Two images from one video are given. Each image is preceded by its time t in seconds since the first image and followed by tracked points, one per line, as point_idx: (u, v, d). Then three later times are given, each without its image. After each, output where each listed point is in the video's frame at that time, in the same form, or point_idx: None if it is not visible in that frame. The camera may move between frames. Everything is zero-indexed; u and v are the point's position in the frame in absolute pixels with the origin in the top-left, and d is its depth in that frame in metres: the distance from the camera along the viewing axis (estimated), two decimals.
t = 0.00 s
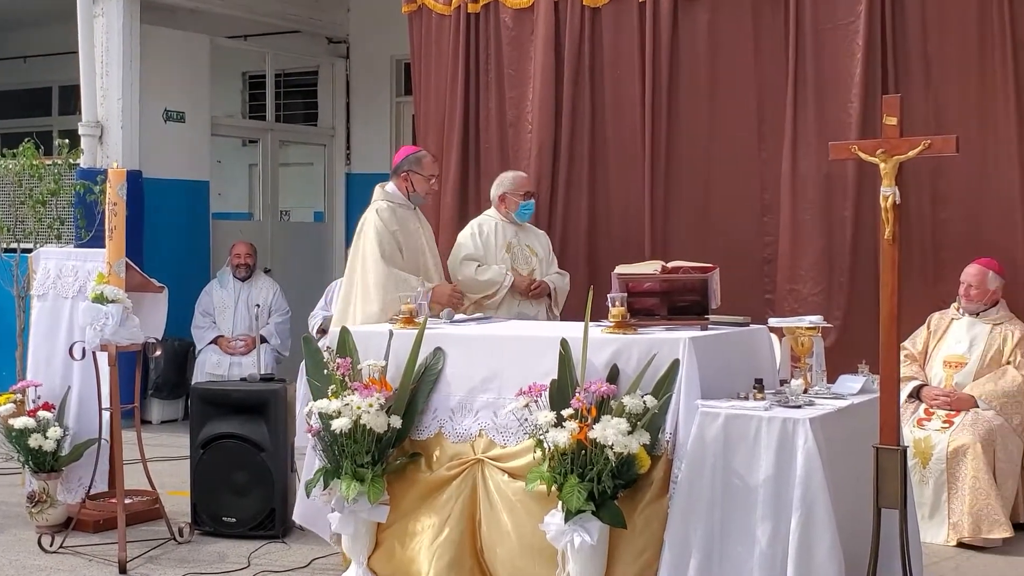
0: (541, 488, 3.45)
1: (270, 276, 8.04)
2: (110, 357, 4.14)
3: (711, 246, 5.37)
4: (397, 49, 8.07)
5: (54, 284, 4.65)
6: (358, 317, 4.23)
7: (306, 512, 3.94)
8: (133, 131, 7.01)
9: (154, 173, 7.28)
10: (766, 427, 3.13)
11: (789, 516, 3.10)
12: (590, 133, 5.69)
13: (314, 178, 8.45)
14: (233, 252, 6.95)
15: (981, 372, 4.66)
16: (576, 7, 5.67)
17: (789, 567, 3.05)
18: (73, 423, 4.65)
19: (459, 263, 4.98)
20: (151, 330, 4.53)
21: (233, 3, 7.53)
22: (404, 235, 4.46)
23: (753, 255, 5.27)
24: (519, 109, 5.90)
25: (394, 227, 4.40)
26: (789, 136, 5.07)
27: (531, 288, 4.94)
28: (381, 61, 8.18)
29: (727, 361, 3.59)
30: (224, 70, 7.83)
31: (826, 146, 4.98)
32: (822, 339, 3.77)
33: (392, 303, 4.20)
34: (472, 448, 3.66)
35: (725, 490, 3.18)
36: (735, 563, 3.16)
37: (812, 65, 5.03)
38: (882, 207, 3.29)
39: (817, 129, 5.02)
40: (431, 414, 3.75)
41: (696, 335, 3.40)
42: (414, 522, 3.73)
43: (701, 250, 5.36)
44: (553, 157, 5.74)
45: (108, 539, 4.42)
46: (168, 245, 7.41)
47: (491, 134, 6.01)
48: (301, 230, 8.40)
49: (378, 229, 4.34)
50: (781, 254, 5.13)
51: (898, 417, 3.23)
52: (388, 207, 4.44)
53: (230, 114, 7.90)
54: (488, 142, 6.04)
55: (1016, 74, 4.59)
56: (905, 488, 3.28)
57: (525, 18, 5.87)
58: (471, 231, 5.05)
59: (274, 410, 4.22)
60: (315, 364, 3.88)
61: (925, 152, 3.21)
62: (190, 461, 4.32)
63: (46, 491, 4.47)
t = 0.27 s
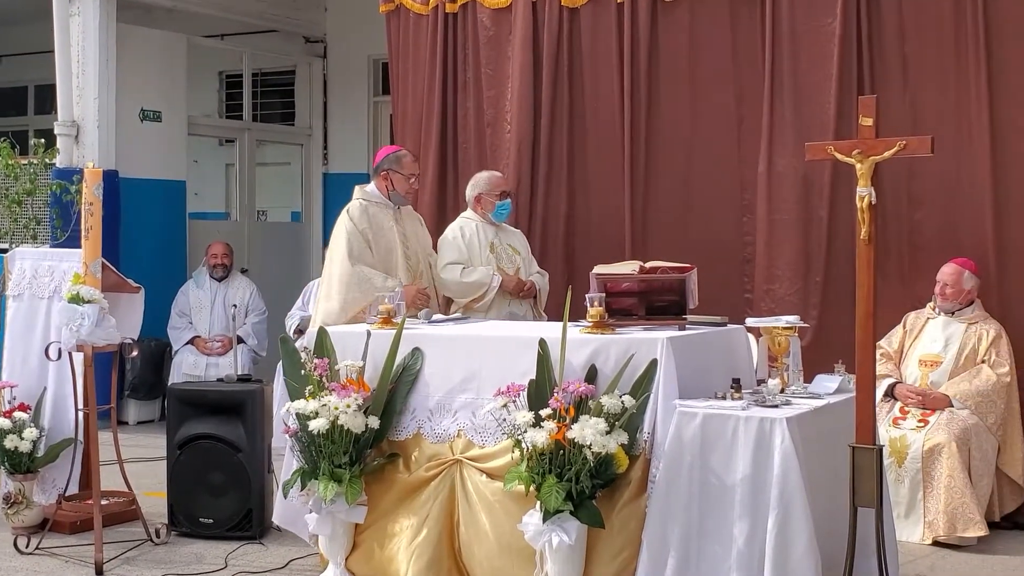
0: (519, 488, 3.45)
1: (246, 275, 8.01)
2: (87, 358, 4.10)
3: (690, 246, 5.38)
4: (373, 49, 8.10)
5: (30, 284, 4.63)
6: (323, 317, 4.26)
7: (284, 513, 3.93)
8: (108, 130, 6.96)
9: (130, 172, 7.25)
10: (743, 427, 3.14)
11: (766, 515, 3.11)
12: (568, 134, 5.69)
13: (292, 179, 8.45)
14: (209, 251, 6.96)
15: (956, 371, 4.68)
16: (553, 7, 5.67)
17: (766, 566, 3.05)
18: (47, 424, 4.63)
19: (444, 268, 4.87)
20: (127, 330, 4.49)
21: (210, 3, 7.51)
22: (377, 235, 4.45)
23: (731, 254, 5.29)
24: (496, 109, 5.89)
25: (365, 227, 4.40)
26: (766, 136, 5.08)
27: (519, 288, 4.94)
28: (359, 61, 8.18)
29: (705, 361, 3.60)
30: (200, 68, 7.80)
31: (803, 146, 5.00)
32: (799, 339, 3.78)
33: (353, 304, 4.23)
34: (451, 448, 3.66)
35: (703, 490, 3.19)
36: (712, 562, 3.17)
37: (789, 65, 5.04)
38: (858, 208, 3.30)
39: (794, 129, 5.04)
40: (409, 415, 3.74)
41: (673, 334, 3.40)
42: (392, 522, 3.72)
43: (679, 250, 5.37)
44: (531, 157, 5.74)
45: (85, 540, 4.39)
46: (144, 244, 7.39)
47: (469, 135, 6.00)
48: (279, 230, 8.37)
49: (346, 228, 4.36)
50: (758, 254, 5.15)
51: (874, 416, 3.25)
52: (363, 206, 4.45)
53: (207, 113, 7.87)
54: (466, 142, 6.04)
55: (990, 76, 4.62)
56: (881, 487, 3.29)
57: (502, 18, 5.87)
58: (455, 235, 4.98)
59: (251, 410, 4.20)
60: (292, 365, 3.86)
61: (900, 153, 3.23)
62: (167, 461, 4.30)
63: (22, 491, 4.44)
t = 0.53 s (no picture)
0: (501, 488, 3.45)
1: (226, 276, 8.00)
2: (67, 358, 4.08)
3: (672, 247, 5.39)
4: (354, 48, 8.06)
5: (10, 283, 4.59)
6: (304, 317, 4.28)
7: (265, 513, 3.92)
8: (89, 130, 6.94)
9: (110, 172, 7.26)
10: (724, 427, 3.14)
11: (747, 515, 3.11)
12: (549, 134, 5.70)
13: (274, 179, 8.39)
14: (189, 251, 6.90)
15: (937, 371, 4.71)
16: (535, 7, 5.68)
17: (747, 566, 3.06)
18: (27, 425, 4.60)
19: (425, 268, 4.68)
20: (107, 330, 4.47)
21: (191, 2, 7.49)
22: (360, 236, 4.45)
23: (713, 255, 5.29)
24: (477, 110, 5.89)
25: (348, 228, 4.41)
26: (747, 137, 5.09)
27: (499, 291, 4.59)
28: (340, 61, 8.15)
29: (686, 360, 3.61)
30: (180, 67, 7.79)
31: (783, 146, 5.02)
32: (779, 339, 3.79)
33: (334, 305, 4.21)
34: (432, 448, 3.65)
35: (685, 490, 3.19)
36: (694, 562, 3.18)
37: (770, 66, 5.06)
38: (838, 208, 3.31)
39: (774, 129, 5.05)
40: (391, 415, 3.74)
41: (655, 335, 3.41)
42: (373, 522, 3.72)
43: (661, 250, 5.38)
44: (512, 157, 5.74)
45: (65, 541, 4.38)
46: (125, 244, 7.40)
47: (450, 135, 6.00)
48: (260, 230, 8.33)
49: (327, 229, 4.38)
50: (739, 255, 5.16)
51: (854, 416, 3.26)
52: (347, 207, 4.47)
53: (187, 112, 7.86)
54: (448, 142, 6.03)
55: (969, 78, 4.66)
56: (861, 487, 3.30)
57: (484, 19, 5.87)
58: (439, 236, 4.74)
59: (232, 411, 4.20)
60: (274, 365, 3.85)
61: (880, 154, 3.24)
62: (148, 462, 4.29)
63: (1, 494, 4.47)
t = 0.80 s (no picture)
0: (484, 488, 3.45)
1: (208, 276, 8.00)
2: (49, 359, 4.06)
3: (656, 247, 5.40)
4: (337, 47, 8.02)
5: None
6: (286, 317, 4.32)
7: (247, 514, 3.90)
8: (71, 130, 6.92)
9: (93, 172, 7.27)
10: (707, 427, 3.15)
11: (730, 515, 3.12)
12: (531, 134, 5.71)
13: (256, 179, 8.38)
14: (171, 251, 6.93)
15: (918, 371, 4.71)
16: (518, 8, 5.68)
17: (730, 565, 3.06)
18: (8, 426, 4.59)
19: (424, 269, 4.61)
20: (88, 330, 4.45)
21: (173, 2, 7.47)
22: (342, 236, 4.45)
23: (697, 255, 5.30)
24: (460, 109, 5.88)
25: (330, 228, 4.42)
26: (729, 138, 5.10)
27: (495, 290, 4.46)
28: (323, 60, 8.11)
29: (669, 360, 3.61)
30: (162, 67, 7.78)
31: (766, 147, 5.03)
32: (762, 338, 3.79)
33: (310, 305, 4.22)
34: (415, 449, 3.65)
35: (668, 490, 3.19)
36: (676, 562, 3.18)
37: (753, 66, 5.07)
38: (820, 209, 3.32)
39: (758, 130, 5.07)
40: (374, 416, 3.73)
41: (638, 334, 3.41)
42: (356, 522, 3.71)
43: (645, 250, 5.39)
44: (494, 157, 5.73)
45: (48, 543, 4.32)
46: (107, 244, 7.44)
47: (434, 135, 5.99)
48: (243, 231, 8.33)
49: (308, 229, 4.41)
50: (722, 255, 5.17)
51: (836, 416, 3.26)
52: (332, 207, 4.48)
53: (168, 112, 7.87)
54: (432, 142, 6.02)
55: (950, 80, 4.69)
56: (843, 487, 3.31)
57: (467, 19, 5.87)
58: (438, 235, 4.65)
59: (215, 411, 4.19)
60: (256, 365, 3.84)
61: (862, 154, 3.25)
62: (130, 463, 4.27)
63: None
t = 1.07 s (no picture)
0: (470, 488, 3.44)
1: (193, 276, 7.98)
2: (32, 359, 4.04)
3: (641, 247, 5.40)
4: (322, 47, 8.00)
5: None
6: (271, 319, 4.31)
7: (231, 514, 3.89)
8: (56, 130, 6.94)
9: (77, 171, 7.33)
10: (692, 427, 3.15)
11: (715, 514, 3.11)
12: (516, 134, 5.72)
13: (240, 178, 8.36)
14: (156, 251, 6.90)
15: (900, 370, 4.73)
16: (503, 7, 5.68)
17: (715, 566, 3.06)
18: None
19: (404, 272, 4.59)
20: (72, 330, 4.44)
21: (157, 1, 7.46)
22: (326, 238, 4.43)
23: (683, 255, 5.31)
24: (445, 110, 5.88)
25: (315, 229, 4.41)
26: (714, 138, 5.11)
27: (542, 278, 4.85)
28: (308, 60, 8.09)
29: (654, 360, 3.61)
30: (148, 67, 7.80)
31: (751, 147, 5.04)
32: (747, 339, 3.79)
33: (295, 308, 4.21)
34: (400, 449, 3.64)
35: (653, 490, 3.19)
36: (660, 562, 3.18)
37: (737, 66, 5.08)
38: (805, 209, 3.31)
39: (743, 130, 5.07)
40: (359, 416, 3.72)
41: (623, 335, 3.41)
42: (341, 522, 3.70)
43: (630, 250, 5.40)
44: (478, 157, 5.75)
45: (31, 543, 4.30)
46: (91, 243, 7.45)
47: (420, 134, 5.99)
48: (228, 231, 8.31)
49: (292, 231, 4.39)
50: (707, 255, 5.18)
51: (821, 415, 3.27)
52: (317, 208, 4.47)
53: (153, 112, 7.88)
54: (417, 141, 6.02)
55: (933, 81, 4.71)
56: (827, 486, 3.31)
57: (452, 18, 5.87)
58: (463, 242, 4.88)
59: (199, 412, 4.18)
60: (241, 365, 3.83)
61: (846, 155, 3.25)
62: (114, 464, 4.26)
63: None
